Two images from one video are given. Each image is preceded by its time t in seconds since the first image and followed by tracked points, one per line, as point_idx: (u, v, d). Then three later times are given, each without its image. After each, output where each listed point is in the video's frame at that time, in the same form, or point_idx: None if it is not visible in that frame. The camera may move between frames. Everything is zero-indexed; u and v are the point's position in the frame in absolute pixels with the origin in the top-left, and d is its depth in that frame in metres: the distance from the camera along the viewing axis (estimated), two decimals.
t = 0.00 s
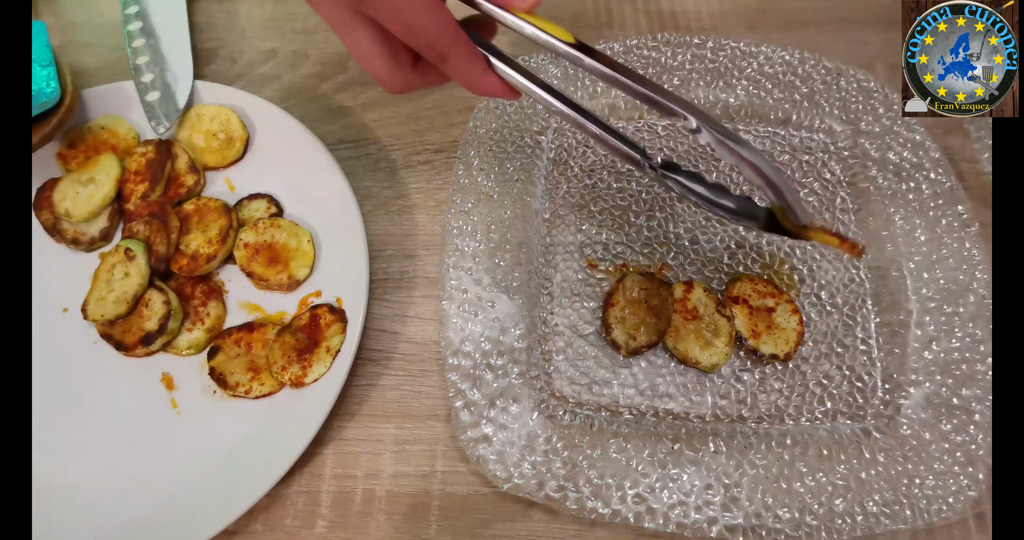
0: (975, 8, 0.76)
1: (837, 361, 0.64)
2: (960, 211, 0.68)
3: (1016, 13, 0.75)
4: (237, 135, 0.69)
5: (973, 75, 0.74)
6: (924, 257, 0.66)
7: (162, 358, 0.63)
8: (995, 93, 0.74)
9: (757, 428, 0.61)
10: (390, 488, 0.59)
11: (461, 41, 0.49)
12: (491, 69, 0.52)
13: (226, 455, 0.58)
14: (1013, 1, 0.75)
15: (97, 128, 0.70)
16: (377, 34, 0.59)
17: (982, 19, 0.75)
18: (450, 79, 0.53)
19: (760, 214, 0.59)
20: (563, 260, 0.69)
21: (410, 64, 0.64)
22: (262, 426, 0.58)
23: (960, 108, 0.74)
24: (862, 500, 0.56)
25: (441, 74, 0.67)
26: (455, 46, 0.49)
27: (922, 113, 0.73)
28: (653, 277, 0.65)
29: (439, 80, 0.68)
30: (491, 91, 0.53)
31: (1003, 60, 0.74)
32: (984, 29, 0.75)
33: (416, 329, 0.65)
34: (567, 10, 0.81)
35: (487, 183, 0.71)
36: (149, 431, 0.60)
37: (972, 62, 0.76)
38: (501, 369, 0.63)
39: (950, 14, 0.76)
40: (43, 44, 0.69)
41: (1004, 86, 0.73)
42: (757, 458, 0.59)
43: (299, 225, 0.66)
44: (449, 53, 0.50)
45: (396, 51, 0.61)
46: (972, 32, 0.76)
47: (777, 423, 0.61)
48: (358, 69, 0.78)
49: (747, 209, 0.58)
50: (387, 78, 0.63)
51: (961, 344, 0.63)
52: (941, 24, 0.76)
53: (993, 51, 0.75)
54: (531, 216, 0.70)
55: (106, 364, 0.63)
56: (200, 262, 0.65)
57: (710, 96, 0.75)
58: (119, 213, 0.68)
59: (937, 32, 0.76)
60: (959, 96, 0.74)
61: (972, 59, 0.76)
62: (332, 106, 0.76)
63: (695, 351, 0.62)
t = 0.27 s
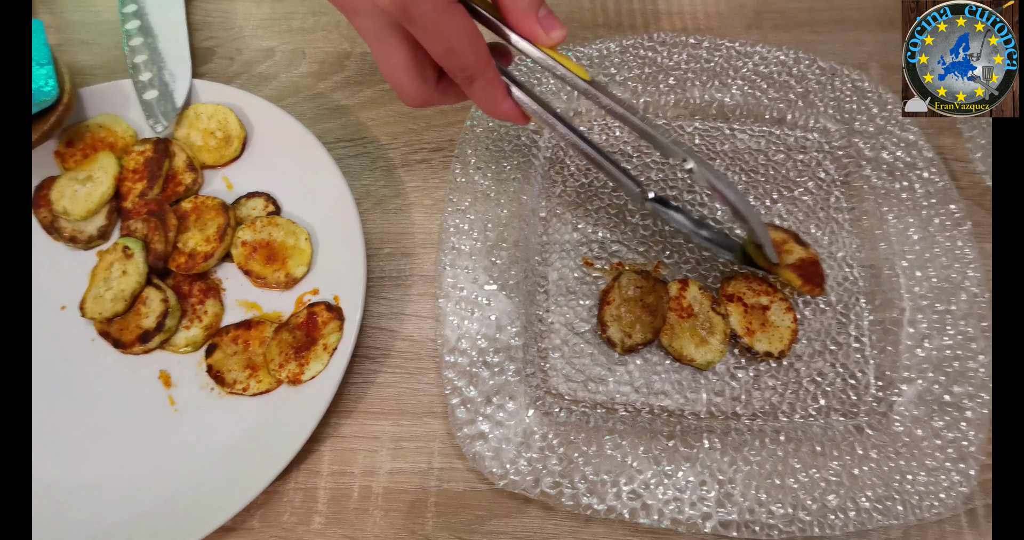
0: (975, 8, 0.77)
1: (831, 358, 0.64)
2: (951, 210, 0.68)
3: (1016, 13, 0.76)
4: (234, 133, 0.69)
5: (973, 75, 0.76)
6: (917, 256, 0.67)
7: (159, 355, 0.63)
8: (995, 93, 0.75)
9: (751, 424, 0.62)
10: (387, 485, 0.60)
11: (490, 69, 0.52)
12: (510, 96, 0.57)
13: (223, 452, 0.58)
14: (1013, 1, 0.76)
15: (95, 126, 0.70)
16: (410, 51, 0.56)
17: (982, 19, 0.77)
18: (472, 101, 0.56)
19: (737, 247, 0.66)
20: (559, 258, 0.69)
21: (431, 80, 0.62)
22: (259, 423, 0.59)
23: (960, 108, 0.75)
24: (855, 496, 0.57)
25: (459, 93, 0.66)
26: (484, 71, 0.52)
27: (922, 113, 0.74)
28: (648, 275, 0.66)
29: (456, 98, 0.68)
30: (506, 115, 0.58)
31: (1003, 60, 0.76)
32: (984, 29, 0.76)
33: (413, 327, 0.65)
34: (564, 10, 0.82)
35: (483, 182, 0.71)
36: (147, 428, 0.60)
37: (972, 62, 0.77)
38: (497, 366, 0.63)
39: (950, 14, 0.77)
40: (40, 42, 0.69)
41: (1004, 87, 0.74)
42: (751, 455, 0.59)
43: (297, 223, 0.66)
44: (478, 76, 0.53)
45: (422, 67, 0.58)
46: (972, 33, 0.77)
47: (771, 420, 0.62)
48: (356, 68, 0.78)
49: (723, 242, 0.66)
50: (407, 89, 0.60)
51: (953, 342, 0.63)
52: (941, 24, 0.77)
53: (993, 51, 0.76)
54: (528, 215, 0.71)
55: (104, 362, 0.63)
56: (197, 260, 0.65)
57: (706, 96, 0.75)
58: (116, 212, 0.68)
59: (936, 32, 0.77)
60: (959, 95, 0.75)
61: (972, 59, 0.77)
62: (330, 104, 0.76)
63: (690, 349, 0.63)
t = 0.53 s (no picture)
0: (975, 8, 0.77)
1: (825, 356, 0.65)
2: (945, 209, 0.69)
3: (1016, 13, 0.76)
4: (231, 132, 0.70)
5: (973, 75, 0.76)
6: (910, 254, 0.67)
7: (156, 353, 0.63)
8: (995, 93, 0.75)
9: (746, 422, 0.62)
10: (383, 483, 0.60)
11: (499, 29, 0.46)
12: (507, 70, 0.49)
13: (220, 450, 0.58)
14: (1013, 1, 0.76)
15: (92, 124, 0.70)
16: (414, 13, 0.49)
17: (982, 19, 0.77)
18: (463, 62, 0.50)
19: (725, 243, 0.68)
20: (555, 257, 0.69)
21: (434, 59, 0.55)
22: (255, 422, 0.59)
23: (960, 108, 0.75)
24: (849, 493, 0.57)
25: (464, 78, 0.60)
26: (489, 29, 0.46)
27: (922, 113, 0.74)
28: (644, 274, 0.66)
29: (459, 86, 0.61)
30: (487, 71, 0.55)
31: (1004, 60, 0.76)
32: (984, 29, 0.76)
33: (409, 325, 0.66)
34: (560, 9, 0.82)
35: (479, 180, 0.71)
36: (143, 426, 0.60)
37: (972, 62, 0.77)
38: (493, 364, 0.63)
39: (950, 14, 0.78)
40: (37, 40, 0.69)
41: (1004, 87, 0.74)
42: (745, 452, 0.59)
43: (293, 222, 0.66)
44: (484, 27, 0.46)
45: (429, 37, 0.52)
46: (972, 32, 0.77)
47: (765, 417, 0.62)
48: (352, 67, 0.78)
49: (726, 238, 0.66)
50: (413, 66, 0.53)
51: (946, 340, 0.64)
52: (941, 24, 0.77)
53: (993, 50, 0.76)
54: (524, 213, 0.71)
55: (101, 359, 0.63)
56: (194, 259, 0.65)
57: (701, 95, 0.75)
58: (113, 210, 0.68)
59: (937, 32, 0.77)
60: (960, 96, 0.75)
61: (972, 59, 0.77)
62: (326, 103, 0.76)
63: (685, 347, 0.63)
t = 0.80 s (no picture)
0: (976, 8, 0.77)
1: (826, 356, 0.65)
2: (946, 210, 0.69)
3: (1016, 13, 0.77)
4: (231, 133, 0.70)
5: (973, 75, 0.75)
6: (911, 255, 0.68)
7: (157, 354, 0.63)
8: (995, 93, 0.75)
9: (747, 423, 0.62)
10: (384, 484, 0.60)
11: None
12: None
13: (221, 451, 0.58)
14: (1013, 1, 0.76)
15: (92, 125, 0.70)
16: None
17: (981, 19, 0.77)
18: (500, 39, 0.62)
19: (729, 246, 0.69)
20: (556, 258, 0.69)
21: None
22: (257, 423, 0.59)
23: (961, 108, 0.75)
24: (849, 494, 0.57)
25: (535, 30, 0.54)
26: None
27: (921, 113, 0.74)
28: (645, 275, 0.66)
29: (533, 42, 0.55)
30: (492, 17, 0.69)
31: (1004, 60, 0.75)
32: (985, 29, 0.76)
33: (410, 326, 0.66)
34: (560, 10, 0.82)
35: (480, 181, 0.71)
36: (144, 428, 0.60)
37: (973, 61, 0.77)
38: (494, 365, 0.64)
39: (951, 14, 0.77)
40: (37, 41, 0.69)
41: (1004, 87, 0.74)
42: (746, 453, 0.60)
43: (294, 223, 0.66)
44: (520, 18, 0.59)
45: None
46: (972, 32, 0.77)
47: (766, 418, 0.62)
48: (352, 67, 0.78)
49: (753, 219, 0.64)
50: None
51: (947, 341, 0.64)
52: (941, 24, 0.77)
53: (994, 50, 0.76)
54: (524, 214, 0.71)
55: (102, 360, 0.63)
56: (195, 260, 0.65)
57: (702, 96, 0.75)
58: (113, 211, 0.68)
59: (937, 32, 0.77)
60: (959, 96, 0.75)
61: (972, 58, 0.77)
62: (327, 104, 0.76)
63: (686, 348, 0.63)
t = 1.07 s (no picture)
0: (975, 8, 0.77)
1: (829, 357, 0.65)
2: (948, 211, 0.69)
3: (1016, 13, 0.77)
4: (234, 134, 0.70)
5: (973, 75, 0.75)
6: (914, 256, 0.68)
7: (159, 355, 0.63)
8: (995, 93, 0.75)
9: (750, 424, 0.62)
10: (387, 485, 0.60)
11: None
12: None
13: (223, 453, 0.58)
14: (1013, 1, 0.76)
15: (94, 126, 0.70)
16: None
17: (982, 19, 0.77)
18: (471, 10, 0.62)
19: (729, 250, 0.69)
20: (559, 259, 0.69)
21: None
22: (259, 424, 0.59)
23: (960, 108, 0.74)
24: (852, 496, 0.57)
25: None
26: None
27: (922, 113, 0.74)
28: (648, 276, 0.66)
29: None
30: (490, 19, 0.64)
31: (1004, 61, 0.75)
32: (984, 29, 0.76)
33: (413, 327, 0.65)
34: (562, 10, 0.82)
35: (483, 182, 0.72)
36: (146, 429, 0.60)
37: (972, 62, 0.77)
38: (497, 366, 0.64)
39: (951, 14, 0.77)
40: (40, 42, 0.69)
41: (1004, 87, 0.74)
42: (750, 454, 0.60)
43: (296, 224, 0.66)
44: None
45: None
46: (972, 32, 0.77)
47: (769, 419, 0.62)
48: (354, 68, 0.78)
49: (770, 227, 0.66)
50: None
51: (950, 342, 0.64)
52: (941, 24, 0.77)
53: (993, 50, 0.76)
54: (527, 215, 0.71)
55: (104, 361, 0.63)
56: (197, 261, 0.65)
57: (704, 96, 0.75)
58: (115, 212, 0.68)
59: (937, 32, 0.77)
60: (959, 95, 0.75)
61: (972, 59, 0.77)
62: (329, 105, 0.76)
63: (689, 349, 0.63)
